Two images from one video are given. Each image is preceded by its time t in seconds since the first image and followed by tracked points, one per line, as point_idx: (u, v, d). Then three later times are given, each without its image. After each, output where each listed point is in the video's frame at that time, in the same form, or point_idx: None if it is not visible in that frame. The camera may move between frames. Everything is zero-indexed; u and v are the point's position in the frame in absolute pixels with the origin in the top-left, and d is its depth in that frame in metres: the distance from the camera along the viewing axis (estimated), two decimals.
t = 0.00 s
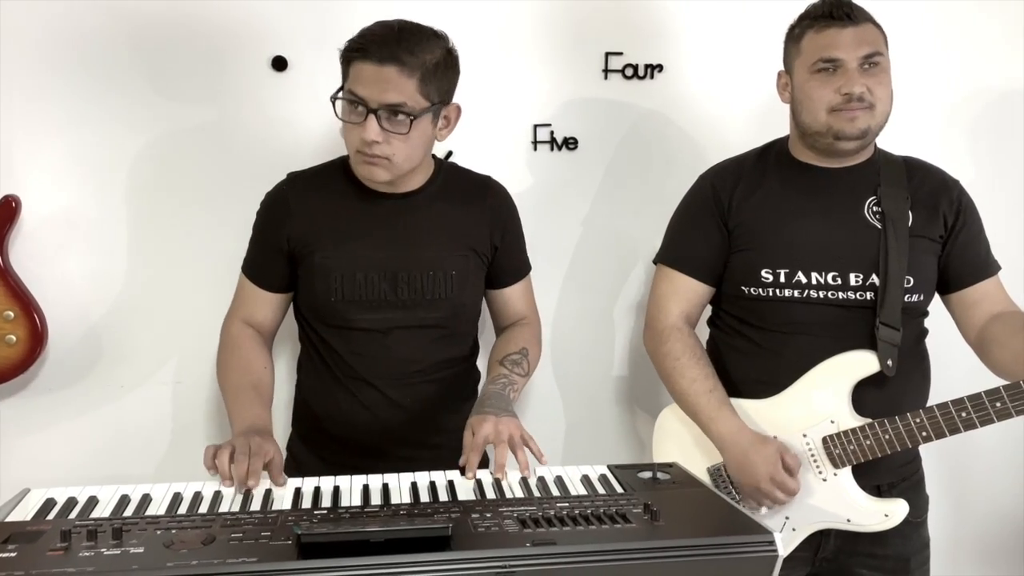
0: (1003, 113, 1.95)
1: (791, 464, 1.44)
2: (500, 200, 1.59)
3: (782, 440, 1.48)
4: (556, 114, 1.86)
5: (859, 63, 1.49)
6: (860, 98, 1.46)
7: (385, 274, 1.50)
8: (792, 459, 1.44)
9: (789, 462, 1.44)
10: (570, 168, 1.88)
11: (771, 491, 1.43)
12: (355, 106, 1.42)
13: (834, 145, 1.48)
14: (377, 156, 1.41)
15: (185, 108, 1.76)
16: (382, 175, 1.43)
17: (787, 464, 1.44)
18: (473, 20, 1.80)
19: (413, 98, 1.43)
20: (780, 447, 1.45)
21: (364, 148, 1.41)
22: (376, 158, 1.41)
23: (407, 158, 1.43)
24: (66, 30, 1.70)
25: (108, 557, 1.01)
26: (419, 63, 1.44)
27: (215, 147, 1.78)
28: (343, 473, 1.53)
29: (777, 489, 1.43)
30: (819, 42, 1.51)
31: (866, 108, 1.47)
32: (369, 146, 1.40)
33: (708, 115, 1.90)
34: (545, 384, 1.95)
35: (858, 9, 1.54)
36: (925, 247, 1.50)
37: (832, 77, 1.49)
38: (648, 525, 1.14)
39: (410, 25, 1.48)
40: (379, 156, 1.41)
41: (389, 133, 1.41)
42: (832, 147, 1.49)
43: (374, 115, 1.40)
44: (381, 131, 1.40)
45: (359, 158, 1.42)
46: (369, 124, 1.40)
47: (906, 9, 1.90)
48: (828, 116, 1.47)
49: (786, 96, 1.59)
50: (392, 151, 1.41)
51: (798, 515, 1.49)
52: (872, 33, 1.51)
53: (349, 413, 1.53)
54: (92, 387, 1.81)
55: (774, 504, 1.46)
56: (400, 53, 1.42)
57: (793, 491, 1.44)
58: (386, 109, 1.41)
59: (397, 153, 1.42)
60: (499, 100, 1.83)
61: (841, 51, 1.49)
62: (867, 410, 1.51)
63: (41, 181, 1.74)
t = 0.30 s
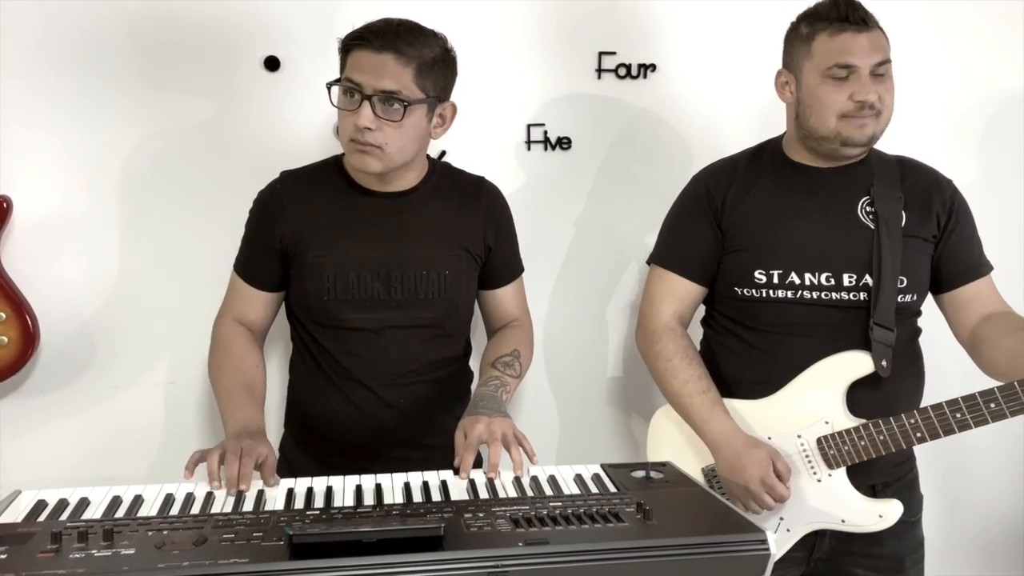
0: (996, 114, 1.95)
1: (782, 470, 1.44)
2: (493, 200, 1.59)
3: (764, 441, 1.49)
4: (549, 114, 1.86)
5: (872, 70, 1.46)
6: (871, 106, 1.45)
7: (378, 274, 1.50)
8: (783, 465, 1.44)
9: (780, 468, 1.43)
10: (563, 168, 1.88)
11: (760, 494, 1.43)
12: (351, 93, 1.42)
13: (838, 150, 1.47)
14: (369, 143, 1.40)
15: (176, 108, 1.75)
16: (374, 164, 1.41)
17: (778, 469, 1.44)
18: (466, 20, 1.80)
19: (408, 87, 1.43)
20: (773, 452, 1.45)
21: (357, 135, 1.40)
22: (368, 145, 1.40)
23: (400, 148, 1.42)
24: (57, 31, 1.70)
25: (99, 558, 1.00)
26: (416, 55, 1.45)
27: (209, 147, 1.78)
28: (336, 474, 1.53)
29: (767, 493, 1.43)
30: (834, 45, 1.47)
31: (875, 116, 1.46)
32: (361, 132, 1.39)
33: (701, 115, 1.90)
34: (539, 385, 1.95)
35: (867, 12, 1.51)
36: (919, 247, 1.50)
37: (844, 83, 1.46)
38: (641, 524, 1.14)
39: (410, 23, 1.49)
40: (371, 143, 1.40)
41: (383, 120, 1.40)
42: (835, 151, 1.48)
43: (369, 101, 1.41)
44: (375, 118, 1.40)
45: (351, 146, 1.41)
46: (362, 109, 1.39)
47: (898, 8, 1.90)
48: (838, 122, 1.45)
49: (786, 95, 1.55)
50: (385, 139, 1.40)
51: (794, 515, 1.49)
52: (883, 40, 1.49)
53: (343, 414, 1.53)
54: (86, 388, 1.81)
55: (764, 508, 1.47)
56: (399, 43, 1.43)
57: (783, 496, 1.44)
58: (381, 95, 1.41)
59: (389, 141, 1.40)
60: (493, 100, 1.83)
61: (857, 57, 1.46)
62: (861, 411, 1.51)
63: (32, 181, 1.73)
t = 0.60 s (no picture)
0: (984, 113, 1.96)
1: (766, 457, 1.41)
2: (481, 200, 1.59)
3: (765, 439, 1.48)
4: (538, 114, 1.86)
5: (867, 69, 1.47)
6: (868, 106, 1.45)
7: (366, 273, 1.49)
8: (767, 452, 1.42)
9: (762, 455, 1.41)
10: (553, 168, 1.88)
11: (746, 486, 1.42)
12: (341, 90, 1.42)
13: (833, 150, 1.47)
14: (360, 140, 1.39)
15: (163, 108, 1.75)
16: (364, 161, 1.41)
17: (762, 457, 1.42)
18: (454, 19, 1.80)
19: (398, 84, 1.43)
20: (755, 440, 1.43)
21: (347, 132, 1.39)
22: (358, 142, 1.40)
23: (390, 145, 1.41)
24: (43, 31, 1.69)
25: (83, 561, 1.00)
26: (406, 52, 1.45)
27: (197, 148, 1.77)
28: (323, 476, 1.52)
29: (752, 483, 1.42)
30: (830, 45, 1.47)
31: (870, 116, 1.46)
32: (352, 128, 1.39)
33: (690, 115, 1.91)
34: (529, 385, 1.95)
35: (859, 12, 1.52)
36: (907, 246, 1.51)
37: (841, 82, 1.46)
38: (629, 523, 1.14)
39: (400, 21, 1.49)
40: (362, 140, 1.40)
41: (373, 117, 1.40)
42: (829, 150, 1.48)
43: (359, 98, 1.40)
44: (365, 114, 1.40)
45: (341, 143, 1.40)
46: (353, 107, 1.39)
47: (886, 7, 1.90)
48: (835, 121, 1.45)
49: (776, 94, 1.55)
50: (375, 136, 1.40)
51: (783, 515, 1.49)
52: (876, 40, 1.49)
53: (331, 416, 1.52)
54: (73, 391, 1.80)
55: (754, 499, 1.45)
56: (389, 40, 1.43)
57: (770, 483, 1.42)
58: (371, 92, 1.41)
59: (380, 138, 1.40)
60: (482, 100, 1.83)
61: (852, 57, 1.46)
62: (850, 409, 1.51)
63: (18, 183, 1.72)
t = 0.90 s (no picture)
0: (967, 114, 1.97)
1: (758, 454, 1.41)
2: (466, 202, 1.59)
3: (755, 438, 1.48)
4: (525, 115, 1.86)
5: (851, 80, 1.47)
6: (850, 117, 1.46)
7: (351, 276, 1.49)
8: (759, 449, 1.42)
9: (755, 452, 1.41)
10: (539, 169, 1.88)
11: (739, 483, 1.41)
12: (326, 92, 1.42)
13: (814, 158, 1.49)
14: (345, 141, 1.39)
15: (148, 110, 1.74)
16: (349, 162, 1.40)
17: (754, 455, 1.42)
18: (441, 21, 1.80)
19: (384, 85, 1.42)
20: (747, 439, 1.44)
21: (333, 132, 1.39)
22: (344, 143, 1.39)
23: (376, 146, 1.41)
24: (25, 32, 1.68)
25: (65, 568, 0.99)
26: (392, 54, 1.44)
27: (183, 150, 1.76)
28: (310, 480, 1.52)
29: (745, 480, 1.41)
30: (815, 55, 1.47)
31: (852, 125, 1.47)
32: (337, 129, 1.38)
33: (676, 117, 1.91)
34: (517, 388, 1.95)
35: (845, 18, 1.52)
36: (890, 247, 1.52)
37: (825, 93, 1.46)
38: (615, 525, 1.14)
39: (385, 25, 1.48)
40: (347, 141, 1.39)
41: (359, 117, 1.40)
42: (810, 158, 1.49)
43: (344, 98, 1.40)
44: (351, 115, 1.39)
45: (327, 145, 1.40)
46: (338, 107, 1.39)
47: (871, 9, 1.91)
48: (817, 132, 1.46)
49: (761, 100, 1.56)
50: (361, 137, 1.40)
51: (770, 517, 1.49)
52: (861, 48, 1.50)
53: (318, 419, 1.52)
54: (58, 395, 1.79)
55: (745, 497, 1.44)
56: (374, 44, 1.43)
57: (763, 480, 1.41)
58: (356, 92, 1.40)
59: (365, 139, 1.40)
60: (468, 101, 1.83)
61: (837, 68, 1.46)
62: (835, 410, 1.52)
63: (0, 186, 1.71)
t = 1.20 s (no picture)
0: (950, 116, 1.99)
1: (745, 471, 1.45)
2: (452, 205, 1.58)
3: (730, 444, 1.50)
4: (511, 118, 1.86)
5: (825, 72, 1.48)
6: (827, 107, 1.46)
7: (336, 279, 1.49)
8: (745, 468, 1.45)
9: (742, 470, 1.44)
10: (526, 172, 1.88)
11: (724, 498, 1.44)
12: (310, 97, 1.41)
13: (795, 152, 1.49)
14: (332, 146, 1.39)
15: (132, 113, 1.73)
16: (336, 167, 1.40)
17: (740, 473, 1.45)
18: (426, 24, 1.80)
19: (368, 88, 1.42)
20: (735, 454, 1.46)
21: (319, 138, 1.39)
22: (330, 149, 1.39)
23: (363, 149, 1.41)
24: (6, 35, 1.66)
25: None
26: (375, 56, 1.44)
27: (168, 153, 1.75)
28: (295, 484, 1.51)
29: (730, 496, 1.44)
30: (788, 48, 1.48)
31: (831, 116, 1.47)
32: (323, 135, 1.38)
33: (662, 119, 1.92)
34: (504, 391, 1.95)
35: (817, 14, 1.54)
36: (873, 248, 1.52)
37: (799, 85, 1.47)
38: (602, 528, 1.14)
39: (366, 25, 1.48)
40: (334, 146, 1.39)
41: (345, 122, 1.39)
42: (791, 153, 1.49)
43: (329, 104, 1.40)
44: (336, 121, 1.39)
45: (312, 150, 1.39)
46: (323, 112, 1.39)
47: (854, 12, 1.93)
48: (795, 124, 1.46)
49: (740, 100, 1.57)
50: (347, 142, 1.39)
51: (756, 518, 1.50)
52: (834, 41, 1.51)
53: (304, 423, 1.51)
54: (42, 401, 1.77)
55: (729, 512, 1.47)
56: (356, 42, 1.43)
57: (747, 498, 1.45)
58: (341, 98, 1.40)
59: (351, 144, 1.39)
60: (455, 105, 1.83)
61: (809, 60, 1.48)
62: (820, 411, 1.53)
63: None
